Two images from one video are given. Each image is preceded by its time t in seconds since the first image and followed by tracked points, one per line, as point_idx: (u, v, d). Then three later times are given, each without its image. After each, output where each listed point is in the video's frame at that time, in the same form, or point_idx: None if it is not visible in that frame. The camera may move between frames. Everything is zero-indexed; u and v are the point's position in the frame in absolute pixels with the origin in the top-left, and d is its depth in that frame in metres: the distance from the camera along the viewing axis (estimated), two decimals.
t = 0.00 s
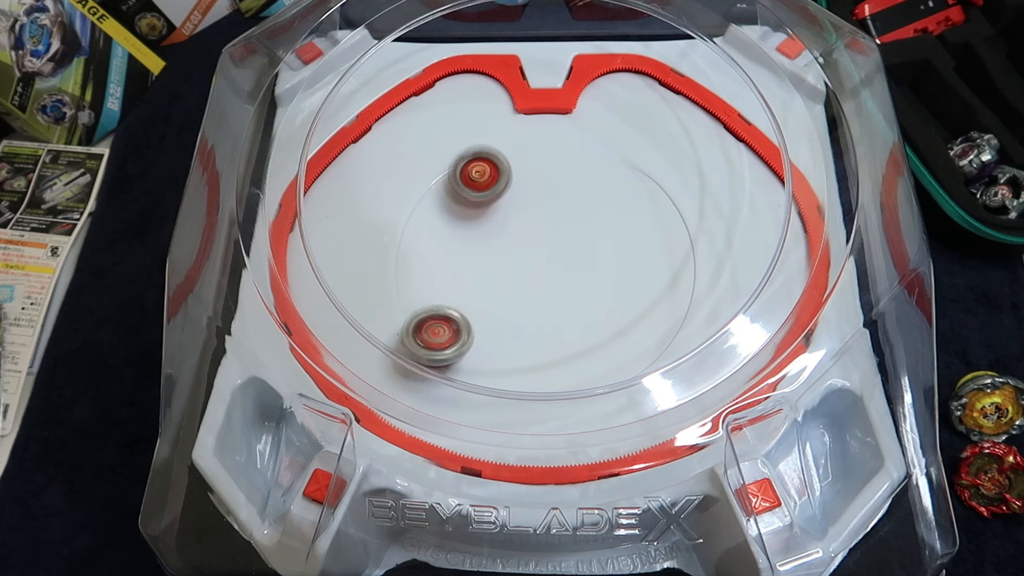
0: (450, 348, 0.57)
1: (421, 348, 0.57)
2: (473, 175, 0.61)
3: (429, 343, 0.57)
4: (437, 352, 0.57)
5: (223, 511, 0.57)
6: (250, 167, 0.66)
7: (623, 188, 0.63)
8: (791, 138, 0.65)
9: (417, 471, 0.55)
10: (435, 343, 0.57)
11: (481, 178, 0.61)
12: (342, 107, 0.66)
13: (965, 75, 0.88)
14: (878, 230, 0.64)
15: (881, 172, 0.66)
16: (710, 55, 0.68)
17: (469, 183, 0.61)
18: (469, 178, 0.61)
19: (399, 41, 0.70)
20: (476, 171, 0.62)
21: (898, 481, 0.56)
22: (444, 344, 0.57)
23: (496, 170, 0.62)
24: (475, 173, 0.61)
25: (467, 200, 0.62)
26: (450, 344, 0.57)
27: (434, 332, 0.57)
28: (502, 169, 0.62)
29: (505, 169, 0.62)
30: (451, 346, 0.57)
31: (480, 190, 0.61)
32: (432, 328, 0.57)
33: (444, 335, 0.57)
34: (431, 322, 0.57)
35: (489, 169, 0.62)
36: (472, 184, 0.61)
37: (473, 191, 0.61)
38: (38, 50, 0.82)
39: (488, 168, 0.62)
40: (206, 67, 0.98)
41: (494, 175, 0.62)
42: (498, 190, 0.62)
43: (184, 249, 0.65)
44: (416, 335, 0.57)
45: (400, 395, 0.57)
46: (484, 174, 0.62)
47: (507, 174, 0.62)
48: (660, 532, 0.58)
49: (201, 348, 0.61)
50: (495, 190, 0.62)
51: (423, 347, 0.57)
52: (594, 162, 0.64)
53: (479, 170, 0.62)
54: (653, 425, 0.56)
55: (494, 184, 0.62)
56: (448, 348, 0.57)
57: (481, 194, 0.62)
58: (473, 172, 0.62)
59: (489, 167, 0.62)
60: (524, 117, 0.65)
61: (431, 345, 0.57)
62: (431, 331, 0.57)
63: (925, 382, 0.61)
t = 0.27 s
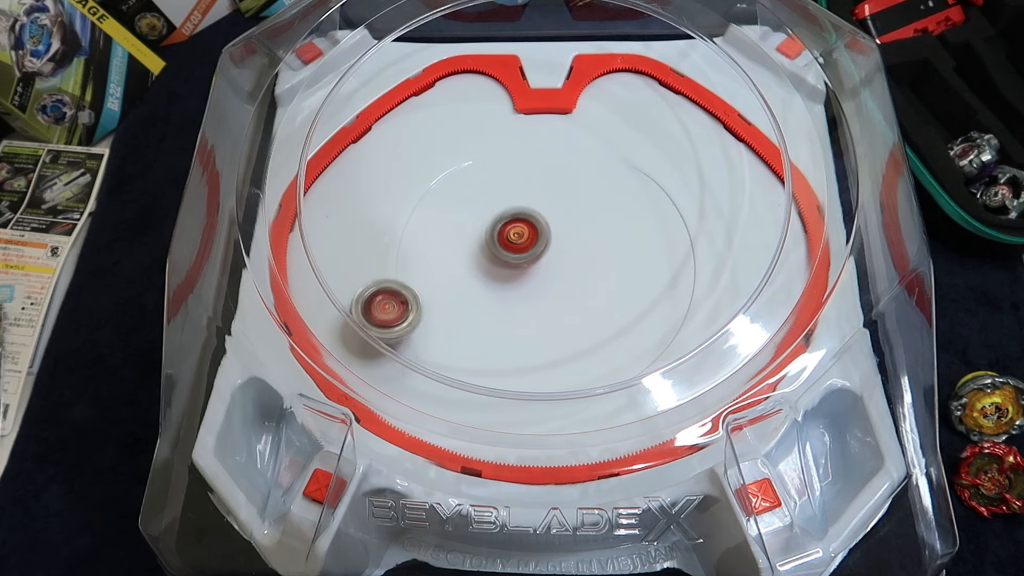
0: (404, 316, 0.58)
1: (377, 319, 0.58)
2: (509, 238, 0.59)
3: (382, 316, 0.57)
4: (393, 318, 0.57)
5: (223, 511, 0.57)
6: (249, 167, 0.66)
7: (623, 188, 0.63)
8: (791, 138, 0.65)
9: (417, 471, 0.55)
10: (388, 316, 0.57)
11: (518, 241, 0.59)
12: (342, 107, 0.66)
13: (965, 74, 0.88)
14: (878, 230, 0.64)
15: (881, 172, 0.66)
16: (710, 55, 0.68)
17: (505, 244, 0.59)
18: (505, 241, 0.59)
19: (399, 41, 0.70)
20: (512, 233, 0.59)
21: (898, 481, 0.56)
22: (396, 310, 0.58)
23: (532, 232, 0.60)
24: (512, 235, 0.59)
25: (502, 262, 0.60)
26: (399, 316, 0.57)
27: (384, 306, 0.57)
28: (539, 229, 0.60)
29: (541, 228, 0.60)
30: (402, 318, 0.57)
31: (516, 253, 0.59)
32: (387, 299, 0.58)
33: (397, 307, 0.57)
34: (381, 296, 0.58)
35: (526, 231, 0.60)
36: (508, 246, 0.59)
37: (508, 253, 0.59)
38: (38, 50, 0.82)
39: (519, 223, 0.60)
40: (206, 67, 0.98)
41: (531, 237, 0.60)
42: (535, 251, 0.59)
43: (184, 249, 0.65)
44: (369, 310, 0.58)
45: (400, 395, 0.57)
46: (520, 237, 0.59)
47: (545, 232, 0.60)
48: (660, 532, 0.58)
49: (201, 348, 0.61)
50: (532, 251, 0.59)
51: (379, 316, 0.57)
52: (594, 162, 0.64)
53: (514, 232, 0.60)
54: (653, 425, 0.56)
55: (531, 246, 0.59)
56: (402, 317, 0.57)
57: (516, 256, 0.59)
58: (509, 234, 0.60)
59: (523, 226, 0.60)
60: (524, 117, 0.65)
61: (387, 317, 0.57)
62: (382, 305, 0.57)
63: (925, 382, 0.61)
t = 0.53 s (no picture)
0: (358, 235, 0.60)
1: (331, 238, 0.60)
2: (546, 250, 0.59)
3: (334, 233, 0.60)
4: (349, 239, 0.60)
5: (223, 511, 0.57)
6: (250, 167, 0.66)
7: (623, 188, 0.63)
8: (791, 138, 0.65)
9: (417, 471, 0.55)
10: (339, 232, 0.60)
11: (557, 253, 0.59)
12: (342, 107, 0.66)
13: (965, 74, 0.88)
14: (878, 230, 0.64)
15: (881, 172, 0.66)
16: (710, 55, 0.68)
17: (543, 259, 0.59)
18: (543, 254, 0.59)
19: (399, 41, 0.70)
20: (549, 247, 0.59)
21: (898, 481, 0.56)
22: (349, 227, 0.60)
23: (570, 245, 0.59)
24: (549, 249, 0.59)
25: (544, 277, 0.60)
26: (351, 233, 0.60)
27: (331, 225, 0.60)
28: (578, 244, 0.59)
29: (580, 244, 0.60)
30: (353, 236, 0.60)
31: (557, 267, 0.58)
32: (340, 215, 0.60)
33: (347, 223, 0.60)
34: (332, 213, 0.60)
35: (565, 245, 0.59)
36: (546, 260, 0.59)
37: (547, 266, 0.58)
38: (38, 50, 0.82)
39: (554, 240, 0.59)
40: (206, 67, 0.98)
41: (570, 250, 0.59)
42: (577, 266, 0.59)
43: (184, 249, 0.65)
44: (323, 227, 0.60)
45: (400, 395, 0.57)
46: (559, 249, 0.59)
47: (584, 246, 0.59)
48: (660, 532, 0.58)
49: (201, 349, 0.61)
50: (571, 266, 0.58)
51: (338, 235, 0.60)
52: (594, 162, 0.64)
53: (552, 245, 0.59)
54: (653, 425, 0.56)
55: (572, 260, 0.59)
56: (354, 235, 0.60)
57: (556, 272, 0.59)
58: (547, 247, 0.59)
59: (562, 241, 0.59)
60: (524, 117, 0.65)
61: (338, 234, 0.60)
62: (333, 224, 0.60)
63: (926, 381, 0.61)
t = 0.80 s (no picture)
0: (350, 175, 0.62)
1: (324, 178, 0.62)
2: (559, 258, 0.58)
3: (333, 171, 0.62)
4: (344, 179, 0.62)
5: (223, 511, 0.57)
6: (249, 167, 0.66)
7: (624, 188, 0.63)
8: (791, 138, 0.65)
9: (417, 471, 0.55)
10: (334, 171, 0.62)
11: (569, 261, 0.58)
12: (343, 107, 0.67)
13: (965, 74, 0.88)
14: (878, 230, 0.64)
15: (881, 172, 0.66)
16: (710, 55, 0.68)
17: (559, 267, 0.58)
18: (555, 262, 0.58)
19: (399, 41, 0.70)
20: (561, 255, 0.58)
21: (898, 481, 0.56)
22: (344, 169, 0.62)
23: (581, 247, 0.59)
24: (560, 255, 0.58)
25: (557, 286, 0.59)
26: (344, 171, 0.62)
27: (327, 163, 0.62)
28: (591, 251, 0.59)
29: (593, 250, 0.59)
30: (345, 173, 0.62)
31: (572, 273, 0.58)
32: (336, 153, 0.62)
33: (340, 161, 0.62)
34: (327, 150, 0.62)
35: (576, 250, 0.59)
36: (558, 268, 0.58)
37: (560, 275, 0.58)
38: (38, 50, 0.82)
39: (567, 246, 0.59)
40: (206, 67, 0.98)
41: (583, 254, 0.59)
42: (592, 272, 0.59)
43: (183, 249, 0.65)
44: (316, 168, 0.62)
45: (400, 395, 0.57)
46: (571, 255, 0.59)
47: (596, 248, 0.59)
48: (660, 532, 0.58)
49: (201, 349, 0.61)
50: (586, 272, 0.58)
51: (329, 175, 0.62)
52: (594, 162, 0.64)
53: (564, 252, 0.59)
54: (653, 425, 0.56)
55: (586, 266, 0.58)
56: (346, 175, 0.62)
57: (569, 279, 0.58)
58: (558, 252, 0.59)
59: (575, 246, 0.59)
60: (524, 117, 0.65)
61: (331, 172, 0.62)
62: (327, 160, 0.62)
63: (926, 381, 0.61)
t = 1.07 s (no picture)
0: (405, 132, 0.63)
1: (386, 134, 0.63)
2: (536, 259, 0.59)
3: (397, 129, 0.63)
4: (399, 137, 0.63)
5: (223, 511, 0.57)
6: (249, 167, 0.66)
7: (624, 188, 0.63)
8: (791, 138, 0.65)
9: (417, 471, 0.55)
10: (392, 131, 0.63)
11: (544, 261, 0.58)
12: (343, 107, 0.67)
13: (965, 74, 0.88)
14: (878, 230, 0.64)
15: (881, 172, 0.66)
16: (710, 55, 0.68)
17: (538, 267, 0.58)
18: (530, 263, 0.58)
19: (399, 42, 0.70)
20: (535, 258, 0.59)
21: (898, 481, 0.56)
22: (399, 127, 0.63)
23: (552, 245, 0.59)
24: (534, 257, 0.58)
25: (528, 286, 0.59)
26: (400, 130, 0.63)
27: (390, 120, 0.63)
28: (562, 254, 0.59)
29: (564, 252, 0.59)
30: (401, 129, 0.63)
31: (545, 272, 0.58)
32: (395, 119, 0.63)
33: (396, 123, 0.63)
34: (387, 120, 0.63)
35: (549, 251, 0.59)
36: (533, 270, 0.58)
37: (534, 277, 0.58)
38: (38, 50, 0.82)
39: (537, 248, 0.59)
40: (206, 67, 0.98)
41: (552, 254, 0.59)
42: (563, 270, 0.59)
43: (184, 249, 0.65)
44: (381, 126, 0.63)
45: (400, 395, 0.57)
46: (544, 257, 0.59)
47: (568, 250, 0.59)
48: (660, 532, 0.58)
49: (201, 349, 0.61)
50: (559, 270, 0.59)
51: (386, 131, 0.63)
52: (594, 162, 0.64)
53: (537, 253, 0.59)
54: (653, 426, 0.56)
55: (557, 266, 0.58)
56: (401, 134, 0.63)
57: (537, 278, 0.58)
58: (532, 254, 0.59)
59: (546, 246, 0.59)
60: (524, 117, 0.65)
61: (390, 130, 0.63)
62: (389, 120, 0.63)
63: (925, 381, 0.61)
